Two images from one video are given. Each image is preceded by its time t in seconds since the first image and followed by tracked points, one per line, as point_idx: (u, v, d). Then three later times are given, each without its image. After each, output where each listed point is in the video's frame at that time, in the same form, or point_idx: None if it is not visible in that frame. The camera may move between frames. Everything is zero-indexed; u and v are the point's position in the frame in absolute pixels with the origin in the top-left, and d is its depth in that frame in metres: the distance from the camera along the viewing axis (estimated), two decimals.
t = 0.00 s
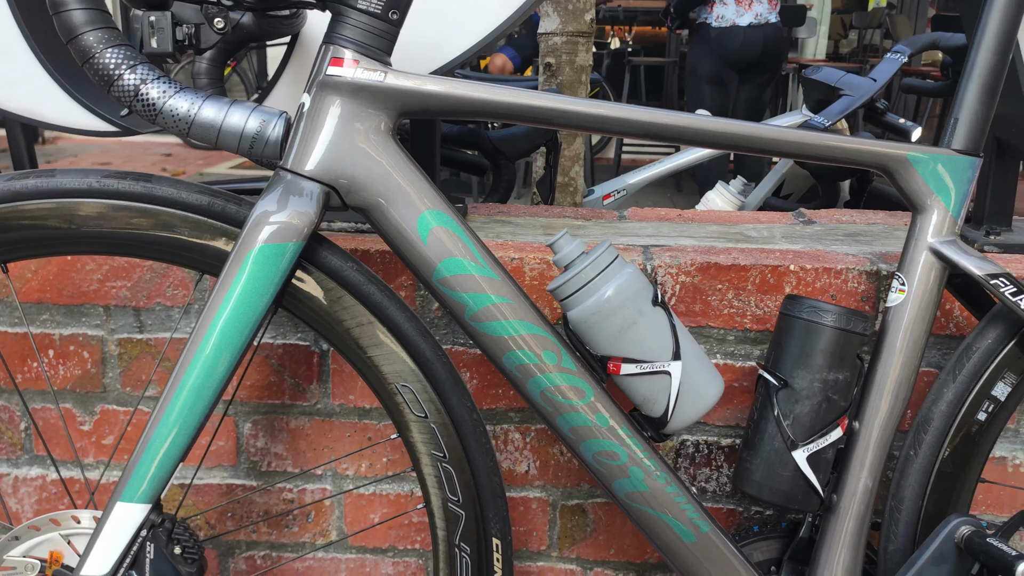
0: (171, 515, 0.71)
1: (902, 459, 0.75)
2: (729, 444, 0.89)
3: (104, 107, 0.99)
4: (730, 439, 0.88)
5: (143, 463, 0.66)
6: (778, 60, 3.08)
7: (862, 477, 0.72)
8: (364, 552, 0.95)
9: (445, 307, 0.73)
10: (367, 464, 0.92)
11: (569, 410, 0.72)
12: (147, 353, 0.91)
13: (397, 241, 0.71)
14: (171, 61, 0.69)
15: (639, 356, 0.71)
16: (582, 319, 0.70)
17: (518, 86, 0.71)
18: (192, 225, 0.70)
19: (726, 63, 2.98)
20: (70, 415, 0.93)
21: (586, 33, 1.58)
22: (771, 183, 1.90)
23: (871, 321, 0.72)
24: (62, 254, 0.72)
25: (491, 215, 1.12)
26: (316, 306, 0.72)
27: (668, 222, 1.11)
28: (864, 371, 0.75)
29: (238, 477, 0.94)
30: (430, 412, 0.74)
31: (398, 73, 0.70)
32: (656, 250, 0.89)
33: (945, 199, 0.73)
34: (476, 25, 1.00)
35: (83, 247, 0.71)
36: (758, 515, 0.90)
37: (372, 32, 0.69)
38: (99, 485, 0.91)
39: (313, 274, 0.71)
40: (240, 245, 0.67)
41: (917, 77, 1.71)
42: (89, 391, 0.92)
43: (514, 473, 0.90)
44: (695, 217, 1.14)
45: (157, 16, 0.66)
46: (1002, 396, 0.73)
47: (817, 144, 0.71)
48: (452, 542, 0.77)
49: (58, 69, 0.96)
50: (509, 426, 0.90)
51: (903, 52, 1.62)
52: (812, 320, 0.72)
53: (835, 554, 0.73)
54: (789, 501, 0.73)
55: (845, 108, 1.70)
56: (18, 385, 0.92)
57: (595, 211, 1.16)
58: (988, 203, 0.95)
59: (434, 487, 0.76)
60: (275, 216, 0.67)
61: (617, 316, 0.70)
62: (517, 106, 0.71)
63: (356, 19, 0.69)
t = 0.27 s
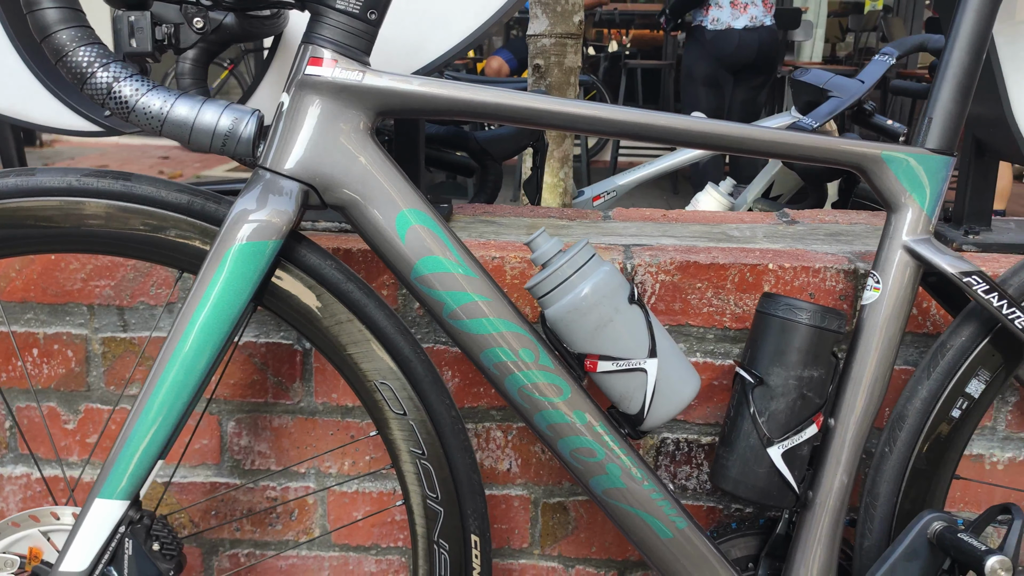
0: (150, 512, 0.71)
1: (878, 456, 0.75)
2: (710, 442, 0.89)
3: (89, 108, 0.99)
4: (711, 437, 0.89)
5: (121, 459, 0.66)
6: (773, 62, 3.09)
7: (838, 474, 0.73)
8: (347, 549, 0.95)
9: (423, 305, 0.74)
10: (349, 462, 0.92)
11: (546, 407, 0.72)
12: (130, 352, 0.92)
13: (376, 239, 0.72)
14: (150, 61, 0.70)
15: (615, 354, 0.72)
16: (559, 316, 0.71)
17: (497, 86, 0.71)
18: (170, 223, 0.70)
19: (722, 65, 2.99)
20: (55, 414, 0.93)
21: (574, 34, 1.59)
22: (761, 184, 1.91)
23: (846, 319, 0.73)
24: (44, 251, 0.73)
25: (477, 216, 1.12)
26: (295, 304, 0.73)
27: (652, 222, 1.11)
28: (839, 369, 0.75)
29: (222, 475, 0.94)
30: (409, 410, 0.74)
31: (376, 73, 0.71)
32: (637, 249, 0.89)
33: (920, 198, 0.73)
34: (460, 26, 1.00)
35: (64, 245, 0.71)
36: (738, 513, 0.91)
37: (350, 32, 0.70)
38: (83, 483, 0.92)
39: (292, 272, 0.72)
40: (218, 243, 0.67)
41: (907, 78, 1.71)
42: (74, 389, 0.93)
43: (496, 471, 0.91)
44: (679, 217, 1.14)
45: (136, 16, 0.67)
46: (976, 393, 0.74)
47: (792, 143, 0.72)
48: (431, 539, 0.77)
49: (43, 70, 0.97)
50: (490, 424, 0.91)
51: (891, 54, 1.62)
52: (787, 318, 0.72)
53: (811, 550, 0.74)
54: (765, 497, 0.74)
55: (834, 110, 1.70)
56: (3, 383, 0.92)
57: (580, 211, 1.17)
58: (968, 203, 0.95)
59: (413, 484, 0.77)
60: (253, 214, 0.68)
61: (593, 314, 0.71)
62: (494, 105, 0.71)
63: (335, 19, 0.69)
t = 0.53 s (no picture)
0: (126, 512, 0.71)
1: (851, 456, 0.76)
2: (688, 443, 0.90)
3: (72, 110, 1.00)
4: (689, 438, 0.90)
5: (98, 460, 0.67)
6: (766, 66, 3.09)
7: (811, 474, 0.74)
8: (329, 550, 0.96)
9: (400, 306, 0.74)
10: (330, 463, 0.93)
11: (522, 408, 0.73)
12: (112, 353, 0.92)
13: (352, 241, 0.72)
14: (128, 64, 0.70)
15: (589, 355, 0.73)
16: (534, 317, 0.71)
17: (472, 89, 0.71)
18: (147, 225, 0.71)
19: (716, 68, 3.00)
20: (37, 415, 0.94)
21: (561, 38, 1.59)
22: (750, 187, 1.91)
23: (819, 320, 0.73)
24: (22, 253, 0.73)
25: (461, 218, 1.13)
26: (272, 305, 0.73)
27: (635, 225, 1.12)
28: (813, 370, 0.76)
29: (203, 476, 0.94)
30: (385, 411, 0.75)
31: (351, 76, 0.71)
32: (616, 251, 0.90)
33: (892, 200, 0.74)
34: (441, 30, 1.01)
35: (41, 246, 0.72)
36: (716, 513, 0.92)
37: (327, 35, 0.70)
38: (65, 484, 0.92)
39: (269, 274, 0.72)
40: (194, 245, 0.68)
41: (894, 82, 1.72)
42: (56, 391, 0.93)
43: (476, 472, 0.91)
44: (662, 220, 1.15)
45: (111, 20, 0.67)
46: (948, 394, 0.74)
47: (766, 146, 0.72)
48: (408, 539, 0.78)
49: (27, 73, 0.97)
50: (470, 425, 0.92)
51: (879, 57, 1.63)
52: (761, 319, 0.73)
53: (785, 550, 0.74)
54: (738, 497, 0.74)
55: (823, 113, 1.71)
56: None
57: (564, 213, 1.18)
58: (946, 205, 0.96)
59: (390, 484, 0.77)
60: (229, 216, 0.68)
61: (567, 315, 0.71)
62: (469, 108, 0.71)
63: (311, 22, 0.70)
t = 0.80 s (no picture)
0: (105, 517, 0.72)
1: (828, 461, 0.77)
2: (669, 448, 0.90)
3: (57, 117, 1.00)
4: (669, 443, 0.90)
5: (77, 466, 0.67)
6: (759, 72, 3.11)
7: (788, 479, 0.74)
8: (312, 555, 0.96)
9: (378, 312, 0.74)
10: (313, 469, 0.93)
11: (501, 414, 0.73)
12: (96, 359, 0.92)
13: (332, 247, 0.72)
14: (108, 73, 0.71)
15: (566, 360, 0.73)
16: (511, 323, 0.72)
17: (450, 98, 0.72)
18: (127, 232, 0.71)
19: (710, 74, 3.01)
20: (21, 421, 0.94)
21: (550, 45, 1.60)
22: (739, 193, 1.92)
23: (795, 326, 0.74)
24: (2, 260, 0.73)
25: (446, 224, 1.14)
26: (252, 312, 0.73)
27: (619, 231, 1.13)
28: (789, 376, 0.76)
29: (187, 482, 0.95)
30: (364, 416, 0.75)
31: (330, 84, 0.71)
32: (597, 257, 0.91)
33: (866, 207, 0.74)
34: (426, 38, 1.02)
35: (21, 253, 0.72)
36: (697, 518, 0.92)
37: (306, 44, 0.70)
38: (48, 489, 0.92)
39: (249, 281, 0.72)
40: (173, 252, 0.68)
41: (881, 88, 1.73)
42: (40, 397, 0.94)
43: (458, 477, 0.92)
44: (646, 226, 1.16)
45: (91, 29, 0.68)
46: (923, 399, 0.75)
47: (742, 153, 0.73)
48: (387, 544, 0.78)
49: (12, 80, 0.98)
50: (452, 430, 0.92)
51: (865, 63, 1.64)
52: (737, 326, 0.73)
53: (761, 555, 0.75)
54: (715, 502, 0.75)
55: (811, 119, 1.72)
56: None
57: (549, 219, 1.18)
58: (925, 211, 0.97)
59: (370, 490, 0.77)
60: (209, 223, 0.68)
61: (544, 321, 0.72)
62: (447, 116, 0.72)
63: (290, 31, 0.70)
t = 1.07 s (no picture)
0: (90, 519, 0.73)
1: (805, 463, 0.78)
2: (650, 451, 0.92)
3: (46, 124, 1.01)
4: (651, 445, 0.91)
5: (61, 469, 0.68)
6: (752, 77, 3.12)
7: (765, 481, 0.75)
8: (298, 557, 0.97)
9: (360, 317, 0.75)
10: (300, 471, 0.94)
11: (480, 417, 0.74)
12: (84, 363, 0.93)
13: (314, 252, 0.73)
14: (94, 81, 0.72)
15: (546, 364, 0.74)
16: (491, 328, 0.73)
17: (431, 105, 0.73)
18: (112, 237, 0.72)
19: (704, 79, 3.02)
20: (10, 425, 0.95)
21: (539, 52, 1.62)
22: (728, 198, 1.94)
23: (771, 330, 0.75)
24: None
25: (433, 230, 1.15)
26: (235, 316, 0.74)
27: (604, 236, 1.14)
28: (767, 380, 0.77)
29: (174, 484, 0.95)
30: (347, 419, 0.76)
31: (312, 92, 0.72)
32: (579, 262, 0.92)
33: (842, 213, 0.75)
34: (412, 46, 1.03)
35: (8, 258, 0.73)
36: (679, 520, 0.93)
37: (289, 52, 0.72)
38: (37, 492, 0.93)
39: (232, 286, 0.73)
40: (157, 257, 0.69)
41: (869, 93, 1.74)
42: (28, 400, 0.95)
43: (442, 480, 0.93)
44: (631, 231, 1.17)
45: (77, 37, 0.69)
46: (898, 402, 0.76)
47: (719, 160, 0.74)
48: (370, 545, 0.79)
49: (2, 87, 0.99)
50: (437, 433, 0.93)
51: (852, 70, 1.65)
52: (714, 330, 0.74)
53: (739, 556, 0.76)
54: (692, 504, 0.76)
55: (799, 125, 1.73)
56: None
57: (535, 224, 1.19)
58: (905, 217, 0.98)
59: (352, 491, 0.78)
60: (192, 228, 0.69)
61: (524, 325, 0.73)
62: (428, 124, 0.73)
63: (274, 40, 0.71)
